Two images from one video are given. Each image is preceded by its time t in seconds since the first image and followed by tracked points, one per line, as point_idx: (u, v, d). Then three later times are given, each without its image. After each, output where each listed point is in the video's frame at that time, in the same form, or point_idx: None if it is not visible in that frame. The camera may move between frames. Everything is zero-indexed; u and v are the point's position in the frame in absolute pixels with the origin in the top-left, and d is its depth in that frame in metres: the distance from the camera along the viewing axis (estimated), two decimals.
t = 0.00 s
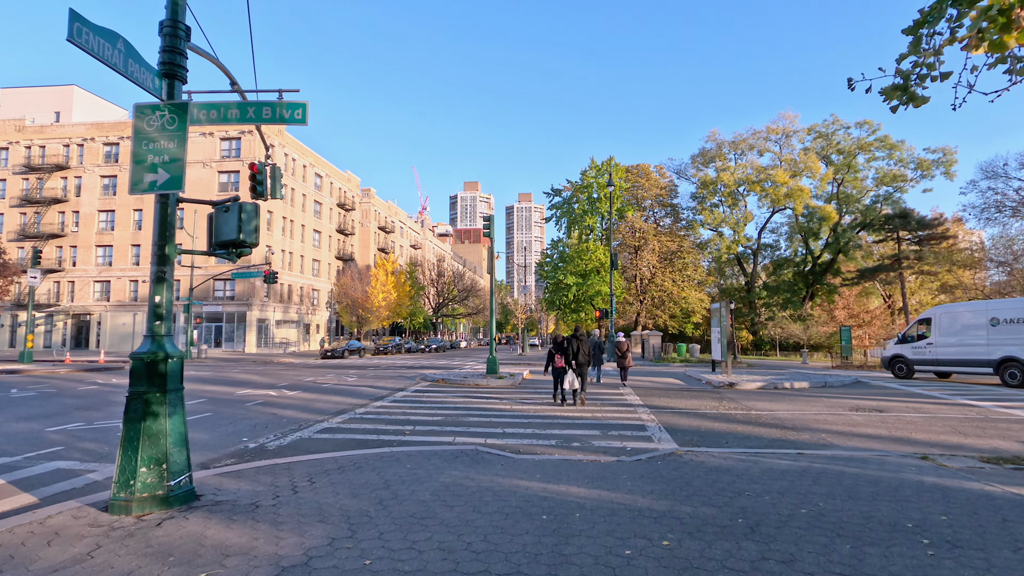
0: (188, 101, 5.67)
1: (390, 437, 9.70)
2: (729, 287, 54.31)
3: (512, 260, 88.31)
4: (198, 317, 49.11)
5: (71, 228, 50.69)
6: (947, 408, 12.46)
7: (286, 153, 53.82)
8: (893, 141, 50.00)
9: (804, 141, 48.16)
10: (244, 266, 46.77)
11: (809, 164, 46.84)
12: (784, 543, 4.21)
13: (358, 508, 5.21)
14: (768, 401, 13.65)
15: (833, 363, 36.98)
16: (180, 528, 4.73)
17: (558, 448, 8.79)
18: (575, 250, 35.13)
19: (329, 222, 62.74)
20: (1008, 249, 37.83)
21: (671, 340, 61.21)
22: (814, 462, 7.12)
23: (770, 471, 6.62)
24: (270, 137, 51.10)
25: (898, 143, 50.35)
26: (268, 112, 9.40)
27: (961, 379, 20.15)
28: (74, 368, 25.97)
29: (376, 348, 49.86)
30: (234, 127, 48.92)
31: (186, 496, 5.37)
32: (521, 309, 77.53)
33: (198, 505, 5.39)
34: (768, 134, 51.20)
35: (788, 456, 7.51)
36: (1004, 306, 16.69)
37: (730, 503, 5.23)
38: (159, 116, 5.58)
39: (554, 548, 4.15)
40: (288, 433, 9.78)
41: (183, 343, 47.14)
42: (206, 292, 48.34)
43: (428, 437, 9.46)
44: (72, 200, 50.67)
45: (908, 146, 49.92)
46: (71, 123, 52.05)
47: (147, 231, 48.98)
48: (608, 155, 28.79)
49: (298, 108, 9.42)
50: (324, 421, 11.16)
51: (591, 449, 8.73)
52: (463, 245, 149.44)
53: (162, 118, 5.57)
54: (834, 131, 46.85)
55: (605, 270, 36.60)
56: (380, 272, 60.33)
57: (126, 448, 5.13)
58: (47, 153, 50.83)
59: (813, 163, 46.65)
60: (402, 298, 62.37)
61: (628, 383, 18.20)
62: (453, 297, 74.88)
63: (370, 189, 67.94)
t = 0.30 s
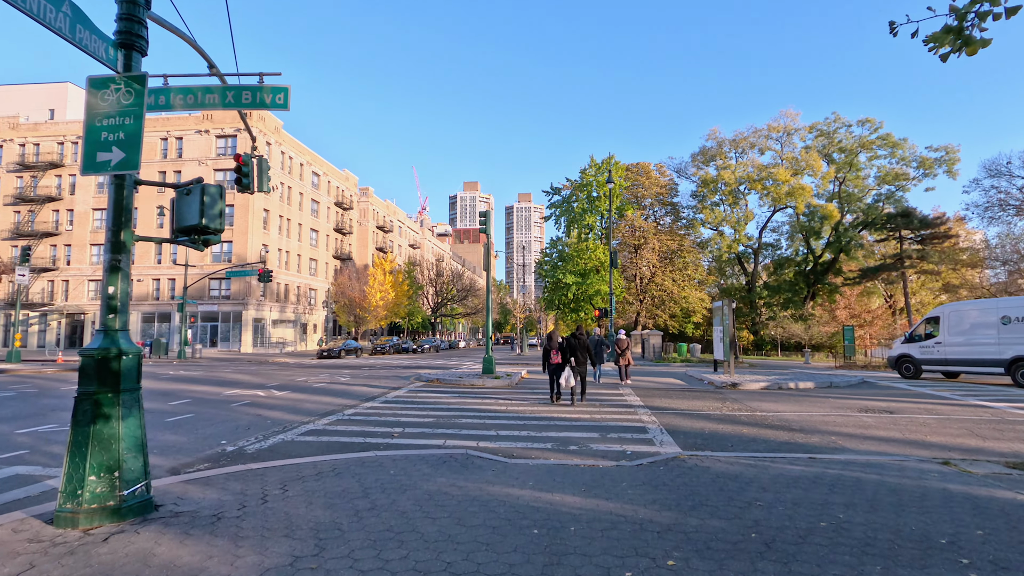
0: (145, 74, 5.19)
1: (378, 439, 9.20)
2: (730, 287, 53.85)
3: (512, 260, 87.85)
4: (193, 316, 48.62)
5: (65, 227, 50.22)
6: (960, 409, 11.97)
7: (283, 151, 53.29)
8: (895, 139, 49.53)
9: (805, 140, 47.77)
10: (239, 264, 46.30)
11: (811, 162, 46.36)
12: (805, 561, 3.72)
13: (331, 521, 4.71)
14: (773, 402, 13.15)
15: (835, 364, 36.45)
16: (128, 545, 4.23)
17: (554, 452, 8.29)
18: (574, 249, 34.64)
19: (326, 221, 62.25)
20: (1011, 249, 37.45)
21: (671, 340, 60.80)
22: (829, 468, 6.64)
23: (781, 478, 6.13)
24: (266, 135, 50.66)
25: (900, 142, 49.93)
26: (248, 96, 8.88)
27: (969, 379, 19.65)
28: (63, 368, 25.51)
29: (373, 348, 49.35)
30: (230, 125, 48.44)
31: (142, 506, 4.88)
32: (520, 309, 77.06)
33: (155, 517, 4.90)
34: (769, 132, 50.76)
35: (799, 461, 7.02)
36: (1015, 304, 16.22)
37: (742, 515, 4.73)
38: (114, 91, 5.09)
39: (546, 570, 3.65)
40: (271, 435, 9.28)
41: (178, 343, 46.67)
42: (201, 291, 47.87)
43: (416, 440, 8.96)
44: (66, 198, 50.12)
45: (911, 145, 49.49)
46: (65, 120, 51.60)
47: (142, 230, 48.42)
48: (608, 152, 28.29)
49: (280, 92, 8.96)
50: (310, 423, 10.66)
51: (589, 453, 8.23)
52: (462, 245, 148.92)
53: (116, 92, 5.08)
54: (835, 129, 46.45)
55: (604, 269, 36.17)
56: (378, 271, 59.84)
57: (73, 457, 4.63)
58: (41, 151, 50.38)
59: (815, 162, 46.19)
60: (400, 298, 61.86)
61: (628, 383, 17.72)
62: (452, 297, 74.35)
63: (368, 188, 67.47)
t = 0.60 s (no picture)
0: (98, 50, 4.70)
1: (366, 448, 8.69)
2: (731, 287, 53.40)
3: (511, 260, 87.34)
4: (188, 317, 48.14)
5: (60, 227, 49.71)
6: (975, 414, 11.48)
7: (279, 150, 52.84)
8: (898, 138, 49.10)
9: (806, 139, 47.38)
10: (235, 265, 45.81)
11: (812, 162, 45.93)
12: None
13: (300, 548, 4.22)
14: (780, 407, 12.66)
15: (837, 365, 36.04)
16: None
17: (553, 463, 7.77)
18: (574, 249, 34.18)
19: (324, 221, 61.75)
20: (1016, 248, 36.97)
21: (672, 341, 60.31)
22: (848, 482, 6.14)
23: (798, 494, 5.65)
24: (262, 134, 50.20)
25: (902, 141, 49.52)
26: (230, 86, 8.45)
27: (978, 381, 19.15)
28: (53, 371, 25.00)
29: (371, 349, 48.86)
30: (226, 124, 48.01)
31: (90, 531, 4.39)
32: (519, 310, 76.54)
33: (107, 542, 4.40)
34: (770, 131, 50.34)
35: (814, 474, 6.52)
36: None
37: (760, 542, 4.24)
38: (64, 68, 4.61)
39: None
40: (252, 444, 8.78)
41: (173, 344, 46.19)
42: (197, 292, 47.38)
43: (406, 450, 8.45)
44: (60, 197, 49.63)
45: (913, 144, 49.06)
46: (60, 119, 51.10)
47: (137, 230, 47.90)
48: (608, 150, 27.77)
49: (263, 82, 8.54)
50: (297, 430, 10.13)
51: (590, 464, 7.71)
52: (462, 246, 148.41)
53: (65, 71, 4.60)
54: (837, 129, 46.03)
55: (604, 269, 35.72)
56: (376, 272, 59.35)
57: (10, 478, 4.13)
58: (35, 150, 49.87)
59: (817, 161, 45.72)
60: (398, 299, 61.38)
61: (628, 386, 17.23)
62: (450, 298, 73.76)
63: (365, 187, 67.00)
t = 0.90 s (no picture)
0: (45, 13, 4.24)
1: (355, 454, 8.18)
2: (732, 287, 52.98)
3: (510, 260, 86.85)
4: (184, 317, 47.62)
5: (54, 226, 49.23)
6: (994, 418, 10.97)
7: (277, 149, 52.35)
8: (901, 137, 48.64)
9: (808, 137, 46.95)
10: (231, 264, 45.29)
11: (815, 160, 45.45)
12: None
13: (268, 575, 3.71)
14: (789, 409, 12.15)
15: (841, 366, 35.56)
16: None
17: (553, 471, 7.25)
18: (574, 249, 33.70)
19: (321, 220, 61.25)
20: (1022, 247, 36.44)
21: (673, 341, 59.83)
22: (877, 494, 5.63)
23: (824, 508, 5.13)
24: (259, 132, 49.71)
25: (905, 139, 49.05)
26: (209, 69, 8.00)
27: (989, 382, 18.63)
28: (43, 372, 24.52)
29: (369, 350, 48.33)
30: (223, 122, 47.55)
31: (29, 555, 3.87)
32: (519, 310, 76.03)
33: (49, 567, 3.91)
34: (772, 129, 49.90)
35: (837, 484, 6.00)
36: None
37: (790, 569, 3.73)
38: (4, 34, 4.15)
39: None
40: (234, 450, 8.26)
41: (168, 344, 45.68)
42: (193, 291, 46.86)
43: (397, 456, 7.95)
44: (55, 196, 49.15)
45: (916, 142, 48.61)
46: (55, 117, 50.64)
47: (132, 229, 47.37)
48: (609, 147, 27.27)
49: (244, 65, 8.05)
50: (283, 434, 9.61)
51: (593, 472, 7.20)
52: (461, 246, 147.93)
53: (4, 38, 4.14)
54: (839, 127, 45.55)
55: (604, 269, 35.26)
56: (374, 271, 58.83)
57: None
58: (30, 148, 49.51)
59: (819, 159, 45.23)
60: (396, 298, 60.88)
61: (630, 388, 16.70)
62: (449, 298, 73.20)
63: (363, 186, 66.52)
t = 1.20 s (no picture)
0: None
1: (340, 460, 7.70)
2: (732, 288, 52.58)
3: (510, 261, 86.42)
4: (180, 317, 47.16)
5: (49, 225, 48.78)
6: (1013, 422, 10.49)
7: (274, 147, 51.92)
8: (904, 136, 48.21)
9: (810, 136, 46.51)
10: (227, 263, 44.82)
11: (817, 159, 44.95)
12: None
13: None
14: (797, 412, 11.68)
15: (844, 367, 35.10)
16: None
17: (551, 480, 6.78)
18: (573, 248, 33.25)
19: (319, 220, 60.82)
20: None
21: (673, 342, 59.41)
22: (903, 507, 5.16)
23: (847, 524, 4.67)
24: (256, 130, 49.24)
25: (908, 139, 48.61)
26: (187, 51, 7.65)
27: (998, 384, 18.16)
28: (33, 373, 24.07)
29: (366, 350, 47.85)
30: (219, 120, 47.16)
31: None
32: (518, 310, 75.57)
33: None
34: (773, 128, 49.51)
35: (857, 496, 5.53)
36: None
37: None
38: None
39: None
40: (214, 456, 7.79)
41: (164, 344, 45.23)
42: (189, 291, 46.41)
43: (386, 464, 7.48)
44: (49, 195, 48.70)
45: (919, 141, 48.17)
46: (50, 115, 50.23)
47: (127, 228, 46.89)
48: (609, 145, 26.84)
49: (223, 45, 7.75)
50: (268, 438, 9.12)
51: (595, 481, 6.72)
52: (461, 246, 147.53)
53: None
54: (841, 126, 45.14)
55: (605, 268, 34.85)
56: (372, 271, 58.36)
57: None
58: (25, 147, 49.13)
59: (822, 158, 44.73)
60: (395, 298, 60.43)
61: (630, 389, 16.23)
62: (448, 298, 72.69)
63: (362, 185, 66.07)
